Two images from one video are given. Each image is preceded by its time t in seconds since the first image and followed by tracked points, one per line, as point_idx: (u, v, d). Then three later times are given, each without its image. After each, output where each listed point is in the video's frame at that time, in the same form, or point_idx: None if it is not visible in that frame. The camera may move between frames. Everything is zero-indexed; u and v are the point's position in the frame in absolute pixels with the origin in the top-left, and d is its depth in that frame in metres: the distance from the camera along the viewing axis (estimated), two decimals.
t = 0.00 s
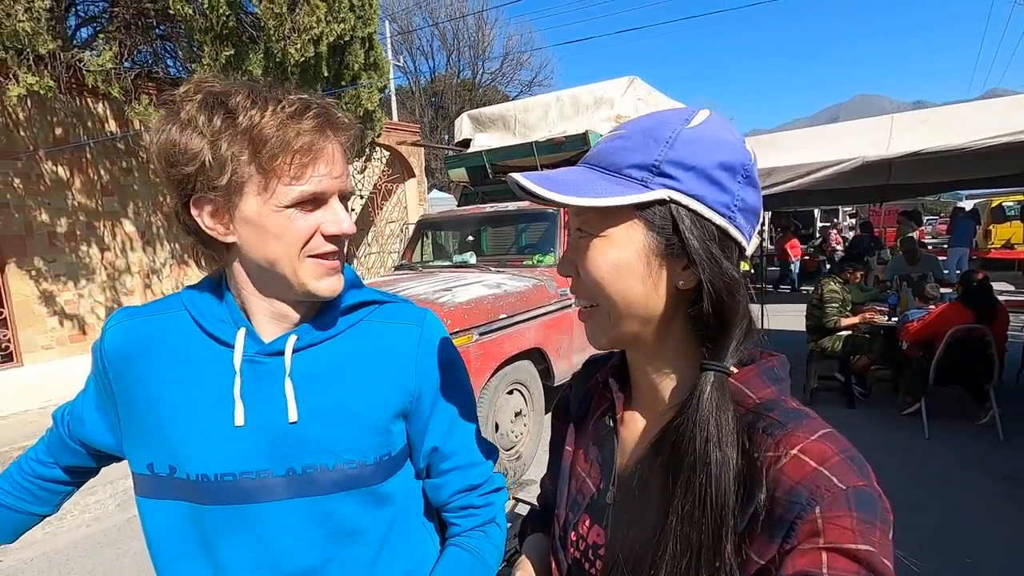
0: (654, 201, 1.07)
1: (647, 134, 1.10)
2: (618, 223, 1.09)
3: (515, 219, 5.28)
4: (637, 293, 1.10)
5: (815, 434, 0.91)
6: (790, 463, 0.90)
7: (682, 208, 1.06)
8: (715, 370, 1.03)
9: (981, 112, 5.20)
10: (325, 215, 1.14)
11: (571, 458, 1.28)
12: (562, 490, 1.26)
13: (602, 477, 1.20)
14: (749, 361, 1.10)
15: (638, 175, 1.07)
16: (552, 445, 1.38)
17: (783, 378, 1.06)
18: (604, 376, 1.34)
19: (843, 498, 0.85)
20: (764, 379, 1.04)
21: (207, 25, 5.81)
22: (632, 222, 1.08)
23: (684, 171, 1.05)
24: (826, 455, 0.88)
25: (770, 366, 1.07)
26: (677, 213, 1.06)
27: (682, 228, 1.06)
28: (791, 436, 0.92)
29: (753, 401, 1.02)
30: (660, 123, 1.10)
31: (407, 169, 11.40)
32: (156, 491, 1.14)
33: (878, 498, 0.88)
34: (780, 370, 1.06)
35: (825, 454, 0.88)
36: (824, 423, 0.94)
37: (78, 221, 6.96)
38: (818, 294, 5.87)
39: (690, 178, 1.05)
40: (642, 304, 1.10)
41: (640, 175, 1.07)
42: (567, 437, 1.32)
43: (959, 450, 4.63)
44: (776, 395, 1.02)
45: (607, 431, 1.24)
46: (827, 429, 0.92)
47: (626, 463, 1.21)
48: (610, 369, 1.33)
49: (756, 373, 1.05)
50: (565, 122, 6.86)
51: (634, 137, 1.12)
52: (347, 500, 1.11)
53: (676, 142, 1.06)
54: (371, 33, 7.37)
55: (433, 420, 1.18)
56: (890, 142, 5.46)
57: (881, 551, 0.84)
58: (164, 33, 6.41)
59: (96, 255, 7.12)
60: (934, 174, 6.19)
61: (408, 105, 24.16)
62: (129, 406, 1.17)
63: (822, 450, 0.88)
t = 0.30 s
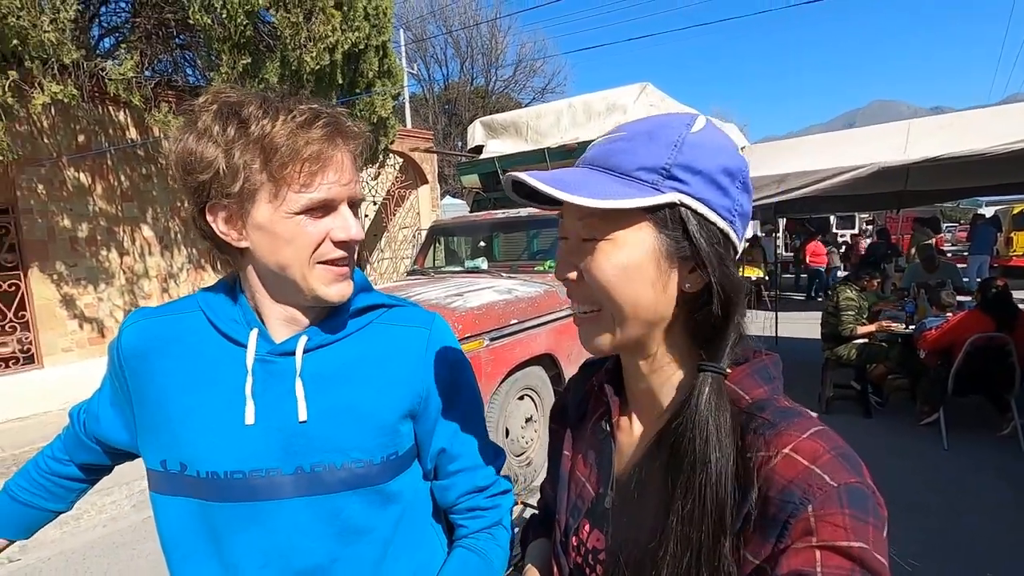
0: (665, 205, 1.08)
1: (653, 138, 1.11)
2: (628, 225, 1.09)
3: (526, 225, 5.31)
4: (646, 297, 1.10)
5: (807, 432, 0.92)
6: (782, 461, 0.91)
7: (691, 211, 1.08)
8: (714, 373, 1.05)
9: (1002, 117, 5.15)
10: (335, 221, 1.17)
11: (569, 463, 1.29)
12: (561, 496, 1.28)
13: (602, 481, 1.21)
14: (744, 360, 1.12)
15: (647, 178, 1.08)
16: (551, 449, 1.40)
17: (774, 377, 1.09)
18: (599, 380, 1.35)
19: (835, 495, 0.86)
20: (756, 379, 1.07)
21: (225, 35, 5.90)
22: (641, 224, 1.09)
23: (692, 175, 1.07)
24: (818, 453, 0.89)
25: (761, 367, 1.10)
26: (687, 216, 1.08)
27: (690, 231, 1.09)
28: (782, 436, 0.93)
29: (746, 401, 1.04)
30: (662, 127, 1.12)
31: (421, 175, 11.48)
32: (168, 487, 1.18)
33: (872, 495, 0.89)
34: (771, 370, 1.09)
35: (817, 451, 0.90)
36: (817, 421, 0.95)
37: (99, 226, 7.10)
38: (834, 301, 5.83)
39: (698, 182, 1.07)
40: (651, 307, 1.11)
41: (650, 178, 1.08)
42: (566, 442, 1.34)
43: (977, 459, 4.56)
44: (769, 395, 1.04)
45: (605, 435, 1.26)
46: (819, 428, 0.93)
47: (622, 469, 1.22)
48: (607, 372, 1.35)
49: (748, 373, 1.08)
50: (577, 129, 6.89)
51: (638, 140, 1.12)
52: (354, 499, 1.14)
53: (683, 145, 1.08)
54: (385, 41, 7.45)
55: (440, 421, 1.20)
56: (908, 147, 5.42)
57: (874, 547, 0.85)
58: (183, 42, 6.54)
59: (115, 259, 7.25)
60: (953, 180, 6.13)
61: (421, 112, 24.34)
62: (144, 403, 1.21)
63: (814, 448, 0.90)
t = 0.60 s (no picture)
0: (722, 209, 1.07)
1: (694, 139, 1.09)
2: (696, 230, 1.06)
3: (539, 225, 5.28)
4: (706, 301, 1.08)
5: (812, 432, 0.92)
6: (788, 461, 0.91)
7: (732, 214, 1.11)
8: (715, 355, 1.10)
9: None
10: (323, 217, 1.16)
11: (569, 467, 1.30)
12: (561, 499, 1.28)
13: (601, 485, 1.21)
14: (743, 362, 1.13)
15: (707, 181, 1.05)
16: (549, 451, 1.40)
17: (777, 378, 1.07)
18: (597, 383, 1.36)
19: (841, 495, 0.86)
20: (758, 380, 1.06)
21: (245, 29, 5.94)
22: (705, 229, 1.07)
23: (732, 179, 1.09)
24: (825, 453, 0.89)
25: (764, 368, 1.09)
26: (731, 219, 1.10)
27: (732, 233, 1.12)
28: (788, 436, 0.93)
29: (751, 401, 1.04)
30: (688, 131, 1.10)
31: (435, 173, 11.52)
32: (178, 476, 1.20)
33: (878, 494, 0.88)
34: (774, 372, 1.08)
35: (823, 451, 0.89)
36: (822, 422, 0.94)
37: (118, 217, 7.19)
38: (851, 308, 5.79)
39: (735, 186, 1.10)
40: (704, 312, 1.10)
41: (710, 181, 1.05)
42: (564, 446, 1.34)
43: (993, 473, 4.48)
44: (773, 395, 1.03)
45: (606, 437, 1.26)
46: (824, 427, 0.93)
47: (624, 468, 1.23)
48: (607, 374, 1.35)
49: (750, 374, 1.08)
50: (593, 129, 6.87)
51: (682, 140, 1.08)
52: (360, 493, 1.15)
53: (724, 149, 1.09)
54: (402, 38, 7.48)
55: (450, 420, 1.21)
56: (929, 153, 5.36)
57: (880, 548, 0.85)
58: (204, 36, 6.61)
59: (133, 249, 7.35)
60: (975, 188, 6.05)
61: (437, 109, 24.41)
62: (156, 391, 1.23)
63: (820, 448, 0.89)
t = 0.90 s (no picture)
0: (654, 208, 1.08)
1: (652, 142, 1.12)
2: (615, 226, 1.11)
3: (541, 227, 5.27)
4: (634, 296, 1.11)
5: (809, 438, 0.92)
6: (785, 467, 0.91)
7: (681, 216, 1.07)
8: (710, 381, 1.03)
9: None
10: (319, 222, 1.16)
11: (570, 469, 1.30)
12: (562, 501, 1.28)
13: (601, 487, 1.21)
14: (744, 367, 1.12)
15: (641, 180, 1.09)
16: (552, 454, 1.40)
17: (775, 385, 1.07)
18: (601, 386, 1.35)
19: (837, 502, 0.86)
20: (756, 386, 1.05)
21: (246, 35, 5.97)
22: (632, 225, 1.10)
23: (685, 179, 1.06)
24: (820, 460, 0.89)
25: (762, 374, 1.08)
26: (675, 220, 1.07)
27: (680, 235, 1.08)
28: (785, 442, 0.93)
29: (748, 408, 1.02)
30: (664, 133, 1.12)
31: (436, 176, 11.54)
32: (180, 482, 1.19)
33: (874, 502, 0.88)
34: (772, 377, 1.08)
35: (819, 458, 0.89)
36: (820, 428, 0.95)
37: (120, 222, 7.21)
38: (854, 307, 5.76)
39: (691, 187, 1.06)
40: (636, 307, 1.12)
41: (643, 181, 1.08)
42: (567, 446, 1.34)
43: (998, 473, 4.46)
44: (771, 401, 1.02)
45: (606, 438, 1.25)
46: (821, 434, 0.93)
47: (624, 471, 1.23)
48: (609, 377, 1.35)
49: (749, 379, 1.06)
50: (593, 131, 6.87)
51: (639, 143, 1.13)
52: (360, 499, 1.15)
53: (680, 151, 1.08)
54: (403, 42, 7.49)
55: (450, 424, 1.21)
56: (931, 152, 5.35)
57: (877, 555, 0.84)
58: (205, 42, 6.64)
59: (135, 255, 7.37)
60: (978, 187, 6.03)
61: (438, 113, 24.43)
62: (158, 397, 1.23)
63: (816, 454, 0.90)
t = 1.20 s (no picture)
0: (635, 217, 1.09)
1: (634, 153, 1.13)
2: (599, 236, 1.12)
3: (534, 241, 5.30)
4: (620, 303, 1.12)
5: (812, 442, 0.92)
6: (786, 471, 0.90)
7: (662, 223, 1.07)
8: (703, 387, 1.03)
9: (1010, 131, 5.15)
10: (330, 233, 1.17)
11: (575, 473, 1.30)
12: (567, 504, 1.28)
13: (605, 490, 1.21)
14: (749, 372, 1.11)
15: (621, 192, 1.10)
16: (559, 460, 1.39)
17: (779, 390, 1.05)
18: (606, 392, 1.35)
19: (839, 506, 0.86)
20: (760, 391, 1.04)
21: (238, 55, 6.01)
22: (614, 235, 1.11)
23: (664, 188, 1.07)
24: (823, 463, 0.89)
25: (767, 379, 1.07)
26: (657, 228, 1.08)
27: (661, 243, 1.08)
28: (786, 445, 0.93)
29: (750, 414, 1.01)
30: (647, 143, 1.13)
31: (428, 192, 11.57)
32: (179, 502, 1.18)
33: (879, 505, 0.88)
34: (777, 383, 1.06)
35: (821, 462, 0.89)
36: (824, 432, 0.94)
37: (111, 243, 7.17)
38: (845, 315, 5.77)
39: (669, 195, 1.07)
40: (624, 313, 1.12)
41: (623, 192, 1.10)
42: (572, 451, 1.34)
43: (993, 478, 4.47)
44: (774, 406, 1.02)
45: (610, 443, 1.25)
46: (825, 438, 0.93)
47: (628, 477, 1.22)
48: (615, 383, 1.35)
49: (752, 385, 1.06)
50: (584, 144, 6.92)
51: (622, 155, 1.14)
52: (364, 515, 1.13)
53: (659, 160, 1.09)
54: (394, 60, 7.55)
55: (451, 436, 1.20)
56: (916, 161, 5.42)
57: (878, 558, 0.84)
58: (197, 63, 6.68)
59: (127, 275, 7.32)
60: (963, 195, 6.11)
61: (428, 130, 24.55)
62: (157, 415, 1.22)
63: (819, 458, 0.89)
